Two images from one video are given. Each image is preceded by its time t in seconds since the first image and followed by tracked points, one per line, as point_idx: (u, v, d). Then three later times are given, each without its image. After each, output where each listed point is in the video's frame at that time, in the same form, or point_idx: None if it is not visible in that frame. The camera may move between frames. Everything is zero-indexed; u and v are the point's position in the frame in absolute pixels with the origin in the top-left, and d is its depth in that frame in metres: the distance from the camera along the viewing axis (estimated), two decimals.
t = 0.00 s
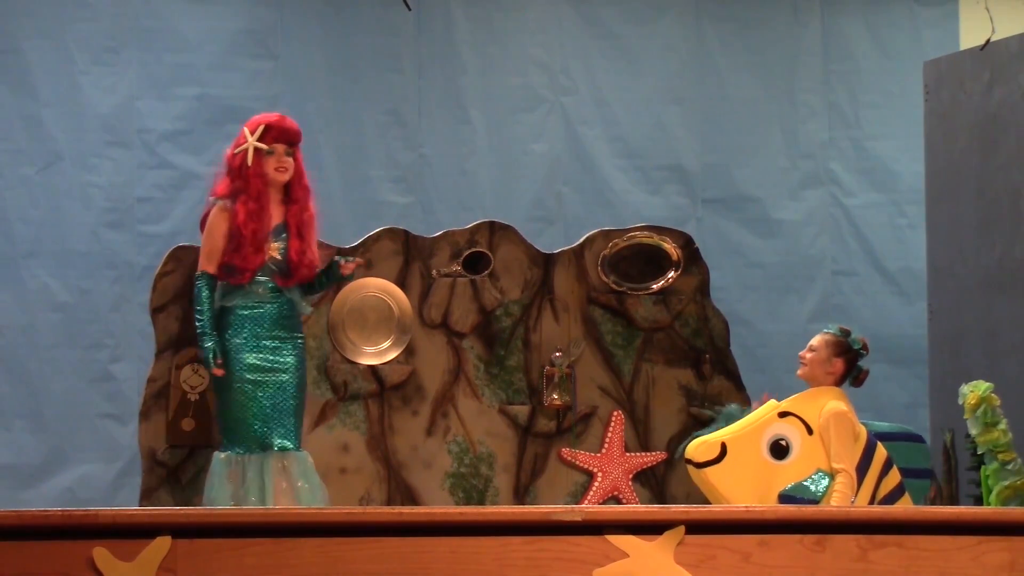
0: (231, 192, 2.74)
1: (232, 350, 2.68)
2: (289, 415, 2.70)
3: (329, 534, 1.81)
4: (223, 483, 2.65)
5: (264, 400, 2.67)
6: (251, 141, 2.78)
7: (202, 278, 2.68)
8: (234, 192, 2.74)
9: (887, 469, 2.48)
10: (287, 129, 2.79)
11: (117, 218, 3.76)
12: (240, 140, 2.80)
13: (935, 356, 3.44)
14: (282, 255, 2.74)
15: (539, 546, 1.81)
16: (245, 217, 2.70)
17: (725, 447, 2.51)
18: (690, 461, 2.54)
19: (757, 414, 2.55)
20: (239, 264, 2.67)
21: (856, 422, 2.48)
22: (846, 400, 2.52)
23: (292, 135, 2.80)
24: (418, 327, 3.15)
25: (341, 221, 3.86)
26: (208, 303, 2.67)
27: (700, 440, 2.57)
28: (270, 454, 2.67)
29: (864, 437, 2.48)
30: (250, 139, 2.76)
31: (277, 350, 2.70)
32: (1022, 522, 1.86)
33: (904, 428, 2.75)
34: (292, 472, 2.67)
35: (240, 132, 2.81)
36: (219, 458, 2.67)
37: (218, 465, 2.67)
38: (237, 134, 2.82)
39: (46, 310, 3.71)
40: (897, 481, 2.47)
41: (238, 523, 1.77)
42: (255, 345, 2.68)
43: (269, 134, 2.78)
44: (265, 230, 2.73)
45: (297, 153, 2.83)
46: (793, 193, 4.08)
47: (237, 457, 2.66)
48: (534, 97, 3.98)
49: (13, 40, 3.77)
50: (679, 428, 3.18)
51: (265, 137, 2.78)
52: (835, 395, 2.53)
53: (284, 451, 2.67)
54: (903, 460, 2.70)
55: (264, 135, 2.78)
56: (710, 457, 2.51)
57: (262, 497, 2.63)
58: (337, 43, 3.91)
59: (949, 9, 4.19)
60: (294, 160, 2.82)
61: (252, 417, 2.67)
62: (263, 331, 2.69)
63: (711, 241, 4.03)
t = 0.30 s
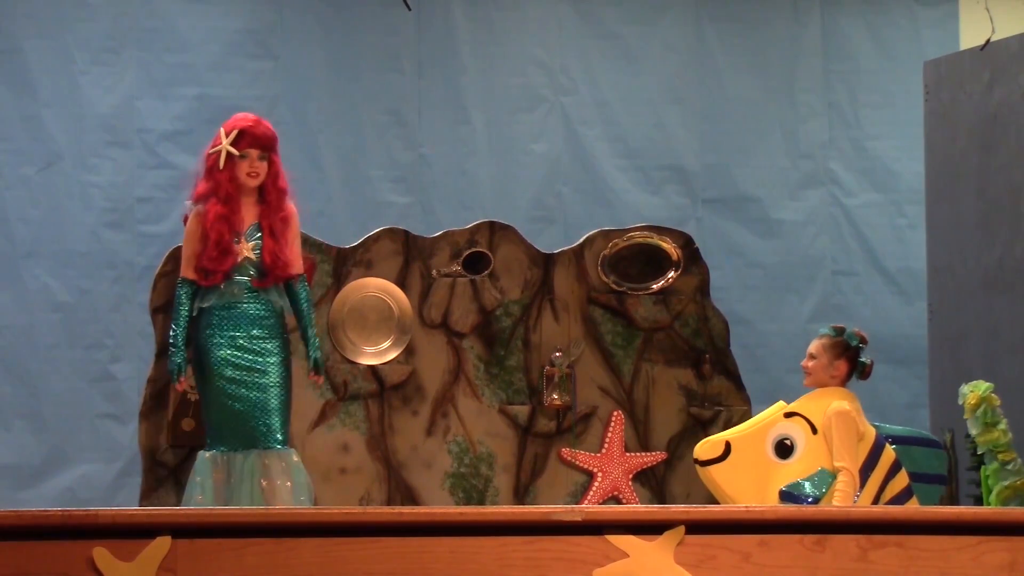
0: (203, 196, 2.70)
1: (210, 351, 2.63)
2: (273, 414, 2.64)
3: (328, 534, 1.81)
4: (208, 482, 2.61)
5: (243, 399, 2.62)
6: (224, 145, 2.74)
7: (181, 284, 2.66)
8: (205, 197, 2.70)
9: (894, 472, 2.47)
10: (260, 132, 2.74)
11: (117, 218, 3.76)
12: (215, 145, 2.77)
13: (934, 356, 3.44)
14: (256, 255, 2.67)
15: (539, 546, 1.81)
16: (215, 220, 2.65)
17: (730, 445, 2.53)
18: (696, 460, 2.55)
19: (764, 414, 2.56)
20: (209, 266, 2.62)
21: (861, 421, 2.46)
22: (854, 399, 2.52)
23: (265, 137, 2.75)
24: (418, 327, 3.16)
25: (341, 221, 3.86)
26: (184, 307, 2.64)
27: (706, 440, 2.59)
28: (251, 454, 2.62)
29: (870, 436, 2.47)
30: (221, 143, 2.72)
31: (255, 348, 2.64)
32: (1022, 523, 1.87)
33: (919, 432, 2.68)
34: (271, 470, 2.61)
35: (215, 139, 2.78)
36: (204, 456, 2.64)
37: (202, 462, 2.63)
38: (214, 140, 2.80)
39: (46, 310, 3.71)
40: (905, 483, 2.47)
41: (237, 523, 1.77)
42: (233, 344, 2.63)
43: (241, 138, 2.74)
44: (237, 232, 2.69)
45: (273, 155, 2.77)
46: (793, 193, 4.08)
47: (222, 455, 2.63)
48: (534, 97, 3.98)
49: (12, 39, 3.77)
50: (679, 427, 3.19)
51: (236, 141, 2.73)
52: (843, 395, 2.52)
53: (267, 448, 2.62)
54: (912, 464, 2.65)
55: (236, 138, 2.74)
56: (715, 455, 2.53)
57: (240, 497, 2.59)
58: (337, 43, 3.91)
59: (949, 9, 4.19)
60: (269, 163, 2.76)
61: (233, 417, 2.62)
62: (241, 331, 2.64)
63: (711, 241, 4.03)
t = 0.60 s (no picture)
0: (194, 196, 2.70)
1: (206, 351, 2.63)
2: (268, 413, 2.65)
3: (328, 534, 1.81)
4: (206, 483, 2.62)
5: (238, 399, 2.62)
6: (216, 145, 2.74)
7: (175, 285, 2.66)
8: (197, 196, 2.70)
9: (895, 472, 2.46)
10: (251, 132, 2.74)
11: (117, 218, 3.76)
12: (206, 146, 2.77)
13: (934, 356, 3.44)
14: (248, 255, 2.66)
15: (538, 546, 1.81)
16: (205, 219, 2.65)
17: (729, 446, 2.53)
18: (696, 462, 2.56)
19: (763, 416, 2.57)
20: (199, 265, 2.62)
21: (860, 422, 2.46)
22: (854, 399, 2.52)
23: (256, 137, 2.75)
24: (418, 327, 3.16)
25: (341, 221, 3.86)
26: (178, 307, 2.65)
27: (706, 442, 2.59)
28: (245, 453, 2.63)
29: (870, 436, 2.47)
30: (213, 142, 2.72)
31: (249, 348, 2.63)
32: (1022, 523, 1.86)
33: (920, 433, 2.68)
34: (264, 466, 2.61)
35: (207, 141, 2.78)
36: (202, 457, 2.65)
37: (200, 464, 2.64)
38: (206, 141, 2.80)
39: (46, 310, 3.71)
40: (905, 483, 2.46)
41: (237, 523, 1.77)
42: (226, 344, 2.62)
43: (233, 137, 2.74)
44: (229, 232, 2.68)
45: (265, 155, 2.77)
46: (793, 193, 4.08)
47: (218, 454, 2.64)
48: (534, 97, 3.98)
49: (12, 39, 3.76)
50: (678, 427, 3.19)
51: (227, 141, 2.73)
52: (843, 396, 2.51)
53: (261, 446, 2.62)
54: (913, 465, 2.64)
55: (228, 139, 2.74)
56: (714, 457, 2.53)
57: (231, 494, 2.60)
58: (337, 44, 3.91)
59: (949, 9, 4.19)
60: (260, 163, 2.76)
61: (227, 416, 2.63)
62: (236, 331, 2.63)
63: (711, 241, 4.03)
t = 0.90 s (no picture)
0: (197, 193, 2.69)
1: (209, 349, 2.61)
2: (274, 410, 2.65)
3: (328, 534, 1.81)
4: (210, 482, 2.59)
5: (244, 396, 2.61)
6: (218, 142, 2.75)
7: (174, 278, 2.60)
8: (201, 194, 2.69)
9: (893, 471, 2.47)
10: (252, 129, 2.77)
11: (117, 218, 3.76)
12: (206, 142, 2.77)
13: (934, 356, 3.44)
14: (255, 253, 2.68)
15: (538, 546, 1.81)
16: (214, 216, 2.65)
17: (727, 448, 2.53)
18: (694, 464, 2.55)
19: (762, 416, 2.56)
20: (210, 261, 2.60)
21: (858, 423, 2.47)
22: (852, 399, 2.53)
23: (257, 136, 2.78)
24: (417, 327, 3.15)
25: (341, 221, 3.86)
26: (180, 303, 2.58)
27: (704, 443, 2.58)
28: (250, 450, 2.61)
29: (867, 437, 2.48)
30: (215, 140, 2.73)
31: (256, 345, 2.64)
32: (1022, 522, 1.86)
33: (918, 433, 2.67)
34: (272, 463, 2.61)
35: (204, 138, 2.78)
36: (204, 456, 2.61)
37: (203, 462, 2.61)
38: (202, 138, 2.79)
39: (46, 310, 3.71)
40: (904, 483, 2.47)
41: (238, 523, 1.77)
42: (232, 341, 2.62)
43: (234, 135, 2.76)
44: (235, 229, 2.69)
45: (264, 154, 2.80)
46: (793, 193, 4.08)
47: (222, 453, 2.61)
48: (534, 97, 3.98)
49: (13, 40, 3.77)
50: (679, 427, 3.18)
51: (229, 139, 2.75)
52: (841, 397, 2.52)
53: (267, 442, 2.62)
54: (912, 465, 2.64)
55: (229, 136, 2.75)
56: (712, 458, 2.52)
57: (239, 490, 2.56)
58: (337, 44, 3.91)
59: (949, 9, 4.19)
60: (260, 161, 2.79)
61: (233, 414, 2.61)
62: (240, 329, 2.63)
63: (712, 241, 4.03)
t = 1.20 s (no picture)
0: (203, 193, 2.70)
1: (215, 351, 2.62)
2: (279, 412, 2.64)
3: (328, 534, 1.81)
4: (215, 482, 2.60)
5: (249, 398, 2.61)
6: (224, 140, 2.76)
7: (180, 281, 2.64)
8: (208, 194, 2.70)
9: (893, 471, 2.47)
10: (257, 125, 2.77)
11: (117, 218, 3.76)
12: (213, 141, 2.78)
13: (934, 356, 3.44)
14: (261, 253, 2.68)
15: (538, 546, 1.81)
16: (218, 215, 2.66)
17: (726, 450, 2.52)
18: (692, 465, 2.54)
19: (762, 417, 2.56)
20: (214, 262, 2.61)
21: (858, 424, 2.47)
22: (849, 398, 2.53)
23: (262, 131, 2.78)
24: (417, 327, 3.15)
25: (341, 221, 3.86)
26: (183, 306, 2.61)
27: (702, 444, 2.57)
28: (256, 452, 2.61)
29: (867, 437, 2.48)
30: (219, 139, 2.74)
31: (261, 346, 2.63)
32: (1022, 523, 1.86)
33: (917, 432, 2.67)
34: (278, 464, 2.60)
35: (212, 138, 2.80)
36: (210, 457, 2.62)
37: (210, 462, 2.62)
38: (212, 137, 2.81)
39: (46, 310, 3.71)
40: (903, 483, 2.47)
41: (239, 524, 1.77)
42: (236, 343, 2.62)
43: (239, 133, 2.76)
44: (241, 228, 2.69)
45: (270, 150, 2.80)
46: (793, 193, 4.08)
47: (228, 454, 2.62)
48: (534, 97, 3.98)
49: (13, 39, 3.76)
50: (679, 427, 3.18)
51: (234, 137, 2.76)
52: (840, 398, 2.52)
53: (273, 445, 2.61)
54: (912, 465, 2.64)
55: (234, 133, 2.76)
56: (712, 460, 2.51)
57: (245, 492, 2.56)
58: (337, 43, 3.91)
59: (949, 9, 4.19)
60: (267, 157, 2.79)
61: (238, 415, 2.61)
62: (246, 330, 2.63)
63: (711, 241, 4.03)
